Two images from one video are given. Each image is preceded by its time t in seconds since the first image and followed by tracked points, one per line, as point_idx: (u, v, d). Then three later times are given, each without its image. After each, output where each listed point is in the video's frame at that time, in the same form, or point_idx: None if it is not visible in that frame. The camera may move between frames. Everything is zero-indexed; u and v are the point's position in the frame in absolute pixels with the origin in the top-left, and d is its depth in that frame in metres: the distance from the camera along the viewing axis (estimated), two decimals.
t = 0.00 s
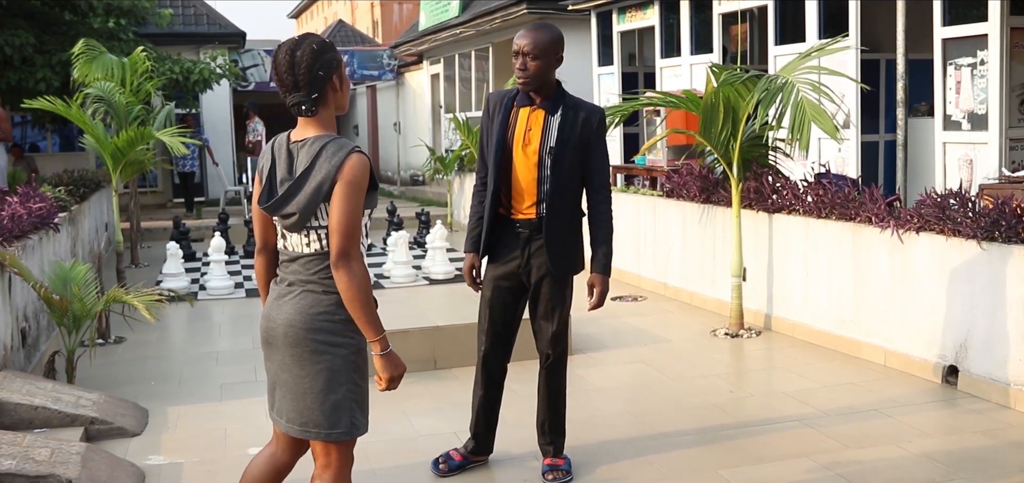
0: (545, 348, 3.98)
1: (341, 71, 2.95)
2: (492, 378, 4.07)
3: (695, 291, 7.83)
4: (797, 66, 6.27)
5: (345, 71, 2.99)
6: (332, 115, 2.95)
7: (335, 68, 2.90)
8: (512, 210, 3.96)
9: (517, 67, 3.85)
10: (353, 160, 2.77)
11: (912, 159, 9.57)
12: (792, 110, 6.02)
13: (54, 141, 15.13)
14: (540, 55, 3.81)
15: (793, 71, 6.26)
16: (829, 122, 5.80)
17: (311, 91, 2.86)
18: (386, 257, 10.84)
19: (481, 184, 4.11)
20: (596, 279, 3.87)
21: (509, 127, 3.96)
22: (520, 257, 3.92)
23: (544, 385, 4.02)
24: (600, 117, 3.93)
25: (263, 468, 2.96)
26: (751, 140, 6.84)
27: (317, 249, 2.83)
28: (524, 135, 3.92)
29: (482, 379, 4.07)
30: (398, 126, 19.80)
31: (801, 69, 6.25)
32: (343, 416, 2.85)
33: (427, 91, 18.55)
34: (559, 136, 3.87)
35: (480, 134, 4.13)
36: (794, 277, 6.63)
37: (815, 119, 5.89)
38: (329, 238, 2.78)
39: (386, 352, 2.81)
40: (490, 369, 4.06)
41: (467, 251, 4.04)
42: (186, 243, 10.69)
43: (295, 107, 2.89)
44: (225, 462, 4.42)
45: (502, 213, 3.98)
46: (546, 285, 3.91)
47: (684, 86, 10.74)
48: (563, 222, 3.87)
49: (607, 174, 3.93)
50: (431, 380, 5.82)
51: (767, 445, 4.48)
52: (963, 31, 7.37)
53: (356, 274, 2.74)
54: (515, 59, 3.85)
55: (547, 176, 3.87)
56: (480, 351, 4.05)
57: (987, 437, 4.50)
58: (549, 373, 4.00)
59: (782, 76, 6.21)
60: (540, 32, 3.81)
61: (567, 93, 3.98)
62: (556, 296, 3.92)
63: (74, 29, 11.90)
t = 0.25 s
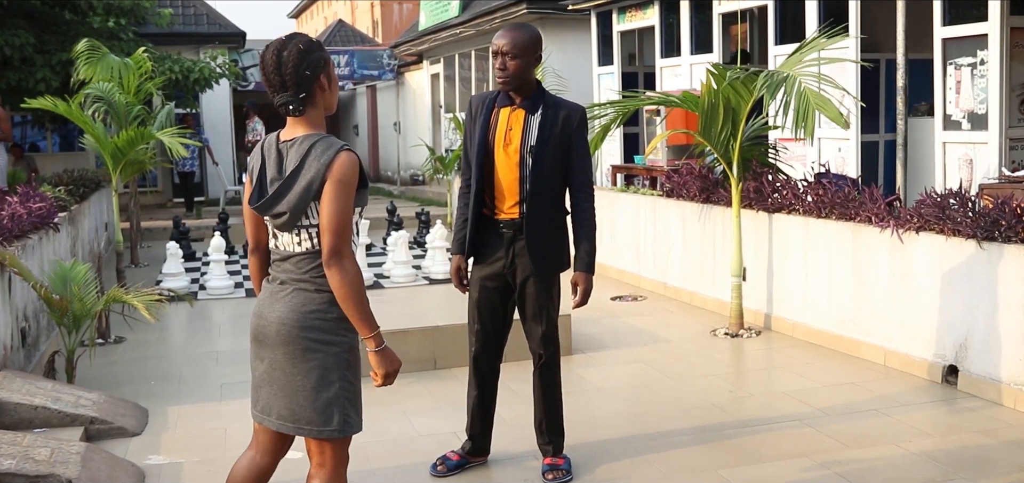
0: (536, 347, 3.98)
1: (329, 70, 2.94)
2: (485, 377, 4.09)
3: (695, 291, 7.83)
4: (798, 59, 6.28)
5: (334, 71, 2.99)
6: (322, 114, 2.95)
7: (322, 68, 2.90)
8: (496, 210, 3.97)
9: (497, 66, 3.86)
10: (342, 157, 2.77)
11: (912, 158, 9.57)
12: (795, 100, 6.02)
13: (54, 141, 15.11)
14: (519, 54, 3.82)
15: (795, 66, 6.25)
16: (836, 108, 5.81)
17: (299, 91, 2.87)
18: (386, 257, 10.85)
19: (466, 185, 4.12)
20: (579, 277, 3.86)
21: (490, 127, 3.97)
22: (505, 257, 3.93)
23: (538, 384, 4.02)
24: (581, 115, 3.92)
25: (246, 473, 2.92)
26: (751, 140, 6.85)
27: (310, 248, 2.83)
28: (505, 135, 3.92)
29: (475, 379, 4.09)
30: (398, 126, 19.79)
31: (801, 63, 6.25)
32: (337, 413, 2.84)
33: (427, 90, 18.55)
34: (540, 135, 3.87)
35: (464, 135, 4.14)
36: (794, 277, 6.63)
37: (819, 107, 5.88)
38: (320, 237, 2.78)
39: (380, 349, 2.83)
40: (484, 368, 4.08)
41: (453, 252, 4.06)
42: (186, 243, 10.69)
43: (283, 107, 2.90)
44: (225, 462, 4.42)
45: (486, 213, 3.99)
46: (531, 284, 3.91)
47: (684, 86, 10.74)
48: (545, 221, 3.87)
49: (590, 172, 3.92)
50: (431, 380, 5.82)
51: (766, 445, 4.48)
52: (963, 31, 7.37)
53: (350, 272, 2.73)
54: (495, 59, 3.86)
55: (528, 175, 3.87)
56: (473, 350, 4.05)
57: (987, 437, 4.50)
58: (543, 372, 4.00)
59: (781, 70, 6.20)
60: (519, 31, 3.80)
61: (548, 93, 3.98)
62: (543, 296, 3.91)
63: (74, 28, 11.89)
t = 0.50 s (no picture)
0: (524, 348, 3.97)
1: (310, 71, 2.92)
2: (479, 377, 4.09)
3: (695, 291, 7.83)
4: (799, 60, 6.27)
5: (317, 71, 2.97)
6: (304, 115, 2.94)
7: (303, 68, 2.89)
8: (477, 211, 3.97)
9: (472, 66, 3.87)
10: (323, 156, 2.76)
11: (912, 158, 9.56)
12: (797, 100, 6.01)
13: (54, 141, 15.03)
14: (493, 53, 3.83)
15: (795, 67, 6.24)
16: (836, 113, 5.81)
17: (280, 92, 2.86)
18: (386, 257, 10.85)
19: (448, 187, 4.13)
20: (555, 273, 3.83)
21: (468, 128, 3.97)
22: (486, 256, 3.93)
23: (530, 384, 4.01)
24: (557, 112, 3.91)
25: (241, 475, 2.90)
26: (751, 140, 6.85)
27: (295, 248, 2.84)
28: (483, 134, 3.92)
29: (469, 379, 4.09)
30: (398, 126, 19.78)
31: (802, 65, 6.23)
32: (325, 412, 2.84)
33: (427, 90, 18.54)
34: (516, 133, 3.87)
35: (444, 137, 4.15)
36: (794, 277, 6.63)
37: (822, 109, 5.88)
38: (303, 236, 2.78)
39: (365, 347, 2.79)
40: (478, 368, 4.08)
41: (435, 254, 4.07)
42: (186, 243, 10.69)
43: (265, 107, 2.89)
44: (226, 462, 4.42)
45: (468, 214, 4.00)
46: (513, 283, 3.90)
47: (684, 86, 10.73)
48: (524, 219, 3.87)
49: (568, 169, 3.91)
50: (431, 380, 5.82)
51: (767, 445, 4.49)
52: (963, 31, 7.37)
53: (332, 272, 2.73)
54: (469, 60, 3.87)
55: (505, 174, 3.87)
56: (463, 349, 4.06)
57: (987, 437, 4.50)
58: (533, 372, 3.99)
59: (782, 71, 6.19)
60: (490, 32, 3.83)
61: (524, 91, 3.98)
62: (526, 294, 3.90)
63: (73, 28, 11.87)
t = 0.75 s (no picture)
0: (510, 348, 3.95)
1: (286, 72, 2.88)
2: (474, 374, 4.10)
3: (695, 291, 7.83)
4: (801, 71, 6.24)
5: (296, 71, 2.92)
6: (282, 115, 2.90)
7: (277, 68, 2.84)
8: (459, 211, 3.97)
9: (449, 67, 3.85)
10: (300, 156, 2.72)
11: (912, 158, 9.57)
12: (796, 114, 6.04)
13: (54, 141, 15.04)
14: (469, 54, 3.81)
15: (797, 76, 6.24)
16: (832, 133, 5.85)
17: (254, 93, 2.83)
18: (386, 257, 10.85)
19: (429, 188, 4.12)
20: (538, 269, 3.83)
21: (447, 129, 3.96)
22: (469, 256, 3.92)
23: (521, 385, 3.97)
24: (535, 110, 3.90)
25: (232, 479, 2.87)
26: (750, 141, 6.86)
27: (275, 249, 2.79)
28: (462, 135, 3.92)
29: (465, 377, 4.10)
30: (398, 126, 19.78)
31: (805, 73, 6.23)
32: (310, 412, 2.80)
33: (427, 90, 18.55)
34: (495, 133, 3.86)
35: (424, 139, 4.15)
36: (794, 277, 6.63)
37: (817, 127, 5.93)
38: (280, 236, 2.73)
39: (342, 349, 2.74)
40: (471, 367, 4.08)
41: (418, 256, 4.06)
42: (186, 242, 10.69)
43: (240, 108, 2.86)
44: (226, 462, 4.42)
45: (450, 215, 3.99)
46: (498, 282, 3.89)
47: (684, 85, 10.73)
48: (506, 218, 3.86)
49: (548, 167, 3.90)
50: (431, 380, 5.82)
51: (767, 445, 4.48)
52: (963, 31, 7.37)
53: (306, 273, 2.68)
54: (445, 61, 3.85)
55: (486, 174, 3.86)
56: (454, 349, 4.06)
57: (987, 437, 4.50)
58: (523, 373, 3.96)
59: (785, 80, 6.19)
60: (466, 32, 3.81)
61: (501, 90, 3.97)
62: (511, 293, 3.89)
63: (73, 28, 11.86)
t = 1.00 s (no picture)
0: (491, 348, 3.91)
1: (262, 73, 2.83)
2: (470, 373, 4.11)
3: (695, 290, 7.83)
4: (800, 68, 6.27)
5: (275, 73, 2.87)
6: (260, 117, 2.86)
7: (251, 70, 2.80)
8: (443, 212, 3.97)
9: (429, 68, 3.83)
10: (274, 156, 2.67)
11: (912, 157, 9.57)
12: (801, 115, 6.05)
13: (53, 141, 15.05)
14: (450, 54, 3.79)
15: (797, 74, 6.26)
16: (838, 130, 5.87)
17: (227, 95, 2.81)
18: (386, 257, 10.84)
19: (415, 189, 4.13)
20: (525, 268, 3.79)
21: (430, 130, 3.97)
22: (453, 255, 3.91)
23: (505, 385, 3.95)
24: (516, 109, 3.90)
25: (225, 482, 2.86)
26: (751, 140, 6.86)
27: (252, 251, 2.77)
28: (444, 136, 3.92)
29: (458, 376, 4.11)
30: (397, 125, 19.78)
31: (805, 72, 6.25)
32: (291, 414, 2.78)
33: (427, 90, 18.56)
34: (476, 132, 3.86)
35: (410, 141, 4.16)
36: (794, 277, 6.63)
37: (824, 126, 5.95)
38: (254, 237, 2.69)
39: (316, 350, 2.70)
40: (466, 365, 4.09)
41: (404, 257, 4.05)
42: (186, 243, 10.69)
43: (217, 111, 2.85)
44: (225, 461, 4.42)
45: (435, 216, 3.99)
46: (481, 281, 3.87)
47: (684, 85, 10.73)
48: (488, 217, 3.85)
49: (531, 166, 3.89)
50: (431, 380, 5.82)
51: (767, 445, 4.48)
52: (963, 31, 7.37)
53: (279, 273, 2.64)
54: (426, 62, 3.84)
55: (467, 173, 3.85)
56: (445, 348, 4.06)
57: (987, 436, 4.50)
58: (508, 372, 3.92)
59: (785, 81, 6.18)
60: (447, 33, 3.80)
61: (484, 91, 3.97)
62: (494, 291, 3.86)
63: (72, 27, 11.85)
